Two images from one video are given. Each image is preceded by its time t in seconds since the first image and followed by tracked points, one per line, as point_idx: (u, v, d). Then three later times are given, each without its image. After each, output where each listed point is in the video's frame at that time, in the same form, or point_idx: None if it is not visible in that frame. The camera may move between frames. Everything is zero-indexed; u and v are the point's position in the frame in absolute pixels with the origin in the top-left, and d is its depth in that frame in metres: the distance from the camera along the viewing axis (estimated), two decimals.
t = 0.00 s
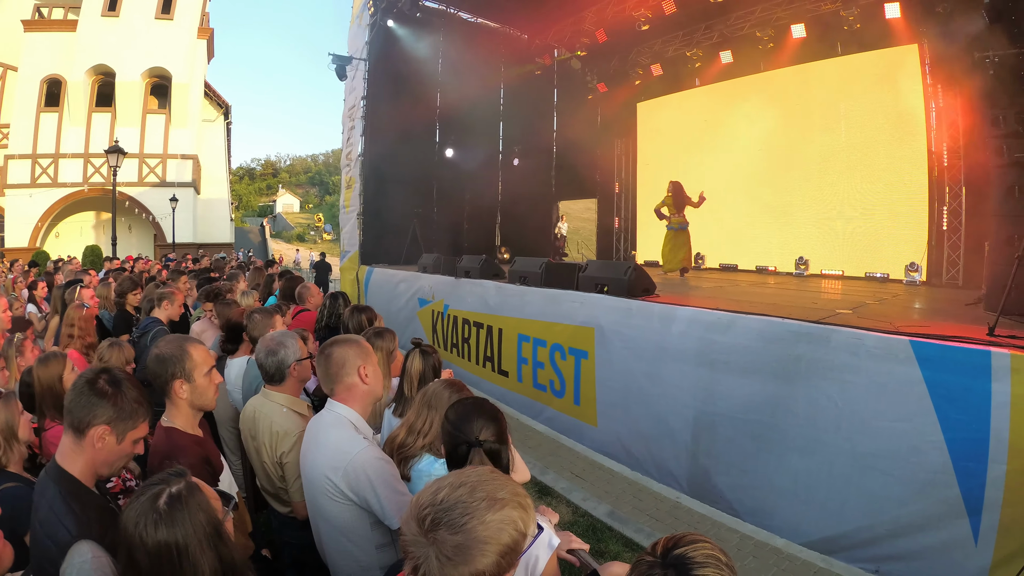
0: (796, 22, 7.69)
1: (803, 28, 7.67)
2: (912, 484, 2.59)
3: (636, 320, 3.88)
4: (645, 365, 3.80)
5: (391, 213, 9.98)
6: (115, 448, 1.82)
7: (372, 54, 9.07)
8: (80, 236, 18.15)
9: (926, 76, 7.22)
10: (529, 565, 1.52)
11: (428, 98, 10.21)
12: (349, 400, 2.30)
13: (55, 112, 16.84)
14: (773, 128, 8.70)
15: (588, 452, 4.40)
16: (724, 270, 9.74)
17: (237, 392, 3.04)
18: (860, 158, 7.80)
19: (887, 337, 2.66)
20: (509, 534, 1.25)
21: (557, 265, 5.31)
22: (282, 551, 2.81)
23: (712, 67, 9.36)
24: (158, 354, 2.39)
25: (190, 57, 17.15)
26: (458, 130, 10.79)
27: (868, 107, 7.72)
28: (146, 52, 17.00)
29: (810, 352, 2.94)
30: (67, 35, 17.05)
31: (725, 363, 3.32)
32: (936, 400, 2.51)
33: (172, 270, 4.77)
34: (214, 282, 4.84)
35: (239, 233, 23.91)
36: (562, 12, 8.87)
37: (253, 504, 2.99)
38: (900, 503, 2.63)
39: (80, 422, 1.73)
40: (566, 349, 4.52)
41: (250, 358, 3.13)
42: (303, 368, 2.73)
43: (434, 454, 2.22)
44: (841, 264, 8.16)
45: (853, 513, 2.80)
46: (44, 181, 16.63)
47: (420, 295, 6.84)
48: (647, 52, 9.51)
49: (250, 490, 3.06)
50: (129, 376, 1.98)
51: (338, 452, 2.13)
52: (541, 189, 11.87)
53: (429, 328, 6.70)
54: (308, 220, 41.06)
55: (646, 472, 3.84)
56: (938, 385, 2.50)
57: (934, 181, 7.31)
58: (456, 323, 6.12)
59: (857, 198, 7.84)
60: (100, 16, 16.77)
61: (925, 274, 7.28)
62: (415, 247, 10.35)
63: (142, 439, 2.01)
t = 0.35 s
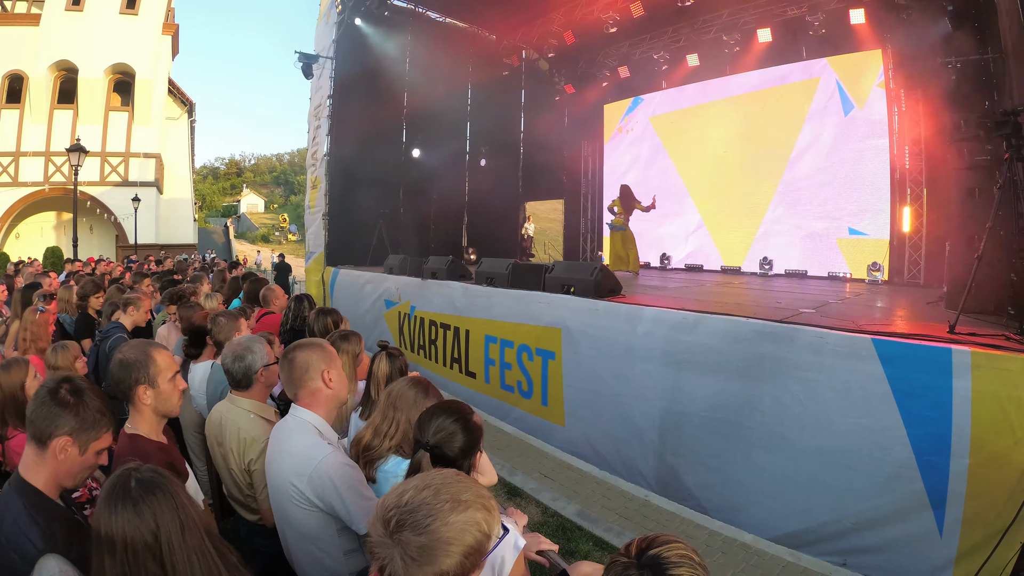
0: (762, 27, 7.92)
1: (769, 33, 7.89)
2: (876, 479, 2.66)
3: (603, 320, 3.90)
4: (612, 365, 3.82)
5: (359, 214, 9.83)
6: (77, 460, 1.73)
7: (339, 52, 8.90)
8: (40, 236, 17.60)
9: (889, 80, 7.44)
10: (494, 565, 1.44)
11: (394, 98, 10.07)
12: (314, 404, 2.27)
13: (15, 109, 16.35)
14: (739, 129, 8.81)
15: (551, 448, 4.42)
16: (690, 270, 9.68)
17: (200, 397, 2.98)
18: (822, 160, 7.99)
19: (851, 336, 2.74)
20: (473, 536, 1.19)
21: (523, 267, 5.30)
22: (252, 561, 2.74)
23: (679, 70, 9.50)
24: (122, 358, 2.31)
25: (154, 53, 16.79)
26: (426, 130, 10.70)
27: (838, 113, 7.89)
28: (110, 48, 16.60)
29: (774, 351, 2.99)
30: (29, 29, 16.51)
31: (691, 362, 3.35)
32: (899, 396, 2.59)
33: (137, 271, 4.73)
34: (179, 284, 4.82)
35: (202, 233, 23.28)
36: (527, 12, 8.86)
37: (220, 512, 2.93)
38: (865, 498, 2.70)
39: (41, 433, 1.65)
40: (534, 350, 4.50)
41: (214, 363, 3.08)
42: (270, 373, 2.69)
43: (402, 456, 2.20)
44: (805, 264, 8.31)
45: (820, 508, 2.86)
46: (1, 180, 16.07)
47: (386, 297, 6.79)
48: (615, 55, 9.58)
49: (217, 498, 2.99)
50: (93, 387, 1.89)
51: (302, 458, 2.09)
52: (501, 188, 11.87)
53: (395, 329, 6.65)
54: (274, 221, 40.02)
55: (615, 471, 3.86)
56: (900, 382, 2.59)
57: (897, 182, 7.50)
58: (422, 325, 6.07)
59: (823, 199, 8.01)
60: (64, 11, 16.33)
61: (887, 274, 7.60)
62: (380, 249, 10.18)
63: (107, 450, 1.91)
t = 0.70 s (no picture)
0: (734, 30, 7.90)
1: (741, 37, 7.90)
2: (848, 473, 2.72)
3: (575, 320, 3.93)
4: (585, 365, 3.84)
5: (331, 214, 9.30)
6: (47, 464, 1.64)
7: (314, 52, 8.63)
8: (6, 236, 17.12)
9: (859, 82, 7.71)
10: (470, 564, 1.52)
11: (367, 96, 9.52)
12: (288, 404, 2.24)
13: None
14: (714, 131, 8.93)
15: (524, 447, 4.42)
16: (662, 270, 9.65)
17: (172, 400, 2.94)
18: (790, 161, 8.15)
19: (820, 334, 2.80)
20: (447, 529, 1.17)
21: (495, 267, 5.26)
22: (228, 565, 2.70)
23: (651, 73, 9.61)
24: (92, 359, 2.23)
25: (125, 50, 16.47)
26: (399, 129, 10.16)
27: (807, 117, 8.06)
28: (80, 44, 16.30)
29: (745, 348, 3.05)
30: None
31: (663, 360, 3.39)
32: (867, 392, 2.66)
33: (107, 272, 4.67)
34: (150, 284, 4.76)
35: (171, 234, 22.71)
36: (499, 15, 8.83)
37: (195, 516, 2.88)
38: (836, 492, 2.76)
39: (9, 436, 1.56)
40: (507, 350, 4.50)
41: (186, 366, 3.03)
42: (248, 375, 2.65)
43: (374, 461, 2.16)
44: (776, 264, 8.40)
45: (792, 503, 2.91)
46: None
47: (358, 298, 6.74)
48: (587, 57, 9.58)
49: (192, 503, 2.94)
50: (61, 388, 1.80)
51: (277, 457, 2.04)
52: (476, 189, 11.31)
53: (369, 331, 6.60)
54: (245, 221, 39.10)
55: (589, 470, 3.88)
56: (870, 378, 2.66)
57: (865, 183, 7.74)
58: (396, 326, 6.03)
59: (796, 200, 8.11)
60: (34, 6, 15.97)
61: (856, 273, 7.81)
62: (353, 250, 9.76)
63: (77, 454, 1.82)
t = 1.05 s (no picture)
0: (710, 35, 8.11)
1: (717, 41, 8.12)
2: (822, 469, 2.78)
3: (551, 321, 3.97)
4: (562, 365, 3.88)
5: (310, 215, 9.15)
6: (22, 465, 1.61)
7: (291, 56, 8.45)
8: None
9: (833, 86, 7.75)
10: (445, 559, 1.56)
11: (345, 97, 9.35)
12: (267, 403, 2.20)
13: None
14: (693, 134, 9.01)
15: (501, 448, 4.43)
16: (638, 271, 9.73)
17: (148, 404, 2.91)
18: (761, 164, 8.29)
19: (791, 333, 2.87)
20: (414, 521, 1.19)
21: (473, 269, 5.19)
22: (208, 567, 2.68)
23: (628, 76, 9.77)
24: (74, 357, 2.20)
25: (101, 50, 16.24)
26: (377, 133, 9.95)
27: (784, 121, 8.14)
28: (54, 44, 16.01)
29: (718, 347, 3.10)
30: None
31: (638, 360, 3.44)
32: (839, 389, 2.74)
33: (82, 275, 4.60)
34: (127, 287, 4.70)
35: (145, 237, 22.27)
36: (476, 17, 8.85)
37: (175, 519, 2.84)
38: (811, 488, 2.82)
39: None
40: (484, 352, 4.52)
41: (162, 369, 3.00)
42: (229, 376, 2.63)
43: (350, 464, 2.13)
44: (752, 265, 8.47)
45: (769, 500, 2.96)
46: None
47: (336, 301, 6.71)
48: (565, 60, 9.76)
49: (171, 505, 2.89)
50: (38, 388, 1.77)
51: (257, 454, 2.03)
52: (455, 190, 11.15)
53: (345, 334, 6.56)
54: (221, 224, 38.53)
55: (567, 470, 3.91)
56: (840, 375, 2.73)
57: (839, 187, 7.79)
58: (373, 329, 6.00)
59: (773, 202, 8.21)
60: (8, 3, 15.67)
61: (830, 275, 7.81)
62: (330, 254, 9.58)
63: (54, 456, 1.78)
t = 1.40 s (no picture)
0: (691, 43, 8.25)
1: (698, 48, 8.25)
2: (800, 469, 2.83)
3: (532, 325, 4.00)
4: (543, 369, 3.91)
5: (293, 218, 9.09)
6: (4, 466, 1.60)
7: (275, 59, 8.40)
8: None
9: (814, 93, 7.83)
10: (422, 556, 1.61)
11: (328, 102, 9.33)
12: (248, 408, 2.19)
13: None
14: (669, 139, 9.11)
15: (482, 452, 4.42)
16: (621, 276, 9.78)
17: (128, 410, 2.88)
18: (737, 170, 8.41)
19: (769, 335, 2.92)
20: (377, 514, 1.20)
21: (455, 274, 5.32)
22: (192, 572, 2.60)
23: (611, 82, 9.87)
24: (65, 359, 2.16)
25: (83, 52, 16.09)
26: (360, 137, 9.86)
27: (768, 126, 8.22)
28: (33, 45, 15.75)
29: (697, 350, 3.15)
30: None
31: (619, 364, 3.48)
32: (816, 390, 2.79)
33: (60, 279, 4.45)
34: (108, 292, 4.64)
35: (126, 241, 21.95)
36: (460, 22, 8.89)
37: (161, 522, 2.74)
38: (789, 488, 2.87)
39: None
40: (466, 356, 4.54)
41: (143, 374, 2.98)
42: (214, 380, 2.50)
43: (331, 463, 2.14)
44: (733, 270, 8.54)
45: (748, 501, 3.01)
46: None
47: (318, 306, 6.67)
48: (548, 66, 9.84)
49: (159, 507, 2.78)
50: (22, 390, 1.77)
51: (237, 458, 2.02)
52: (437, 195, 11.13)
53: (328, 339, 6.53)
54: (203, 228, 38.00)
55: (549, 473, 3.93)
56: (818, 377, 2.79)
57: (820, 193, 7.89)
58: (355, 335, 5.98)
59: (755, 206, 8.29)
60: None
61: (809, 279, 7.84)
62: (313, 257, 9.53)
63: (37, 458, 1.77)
